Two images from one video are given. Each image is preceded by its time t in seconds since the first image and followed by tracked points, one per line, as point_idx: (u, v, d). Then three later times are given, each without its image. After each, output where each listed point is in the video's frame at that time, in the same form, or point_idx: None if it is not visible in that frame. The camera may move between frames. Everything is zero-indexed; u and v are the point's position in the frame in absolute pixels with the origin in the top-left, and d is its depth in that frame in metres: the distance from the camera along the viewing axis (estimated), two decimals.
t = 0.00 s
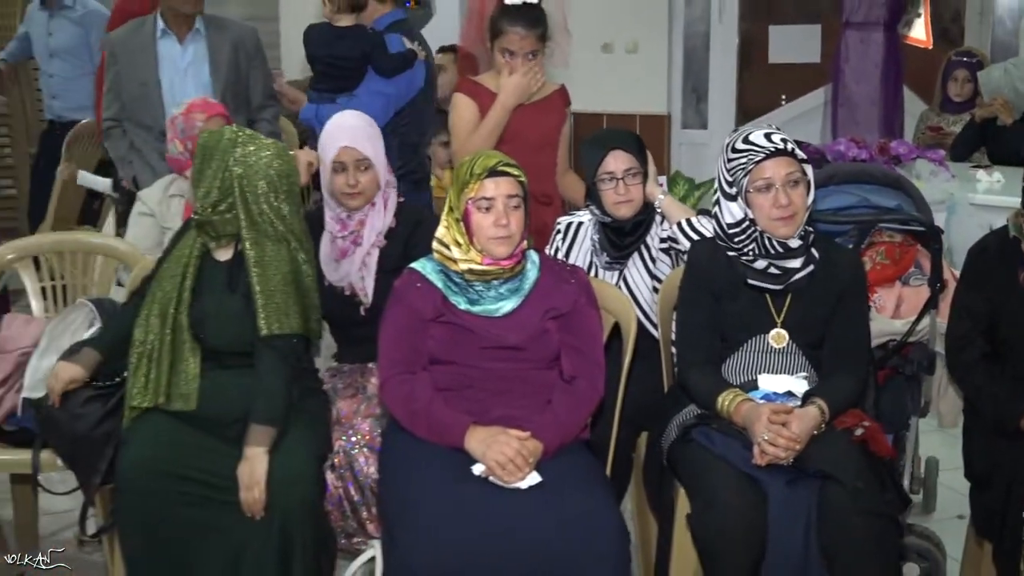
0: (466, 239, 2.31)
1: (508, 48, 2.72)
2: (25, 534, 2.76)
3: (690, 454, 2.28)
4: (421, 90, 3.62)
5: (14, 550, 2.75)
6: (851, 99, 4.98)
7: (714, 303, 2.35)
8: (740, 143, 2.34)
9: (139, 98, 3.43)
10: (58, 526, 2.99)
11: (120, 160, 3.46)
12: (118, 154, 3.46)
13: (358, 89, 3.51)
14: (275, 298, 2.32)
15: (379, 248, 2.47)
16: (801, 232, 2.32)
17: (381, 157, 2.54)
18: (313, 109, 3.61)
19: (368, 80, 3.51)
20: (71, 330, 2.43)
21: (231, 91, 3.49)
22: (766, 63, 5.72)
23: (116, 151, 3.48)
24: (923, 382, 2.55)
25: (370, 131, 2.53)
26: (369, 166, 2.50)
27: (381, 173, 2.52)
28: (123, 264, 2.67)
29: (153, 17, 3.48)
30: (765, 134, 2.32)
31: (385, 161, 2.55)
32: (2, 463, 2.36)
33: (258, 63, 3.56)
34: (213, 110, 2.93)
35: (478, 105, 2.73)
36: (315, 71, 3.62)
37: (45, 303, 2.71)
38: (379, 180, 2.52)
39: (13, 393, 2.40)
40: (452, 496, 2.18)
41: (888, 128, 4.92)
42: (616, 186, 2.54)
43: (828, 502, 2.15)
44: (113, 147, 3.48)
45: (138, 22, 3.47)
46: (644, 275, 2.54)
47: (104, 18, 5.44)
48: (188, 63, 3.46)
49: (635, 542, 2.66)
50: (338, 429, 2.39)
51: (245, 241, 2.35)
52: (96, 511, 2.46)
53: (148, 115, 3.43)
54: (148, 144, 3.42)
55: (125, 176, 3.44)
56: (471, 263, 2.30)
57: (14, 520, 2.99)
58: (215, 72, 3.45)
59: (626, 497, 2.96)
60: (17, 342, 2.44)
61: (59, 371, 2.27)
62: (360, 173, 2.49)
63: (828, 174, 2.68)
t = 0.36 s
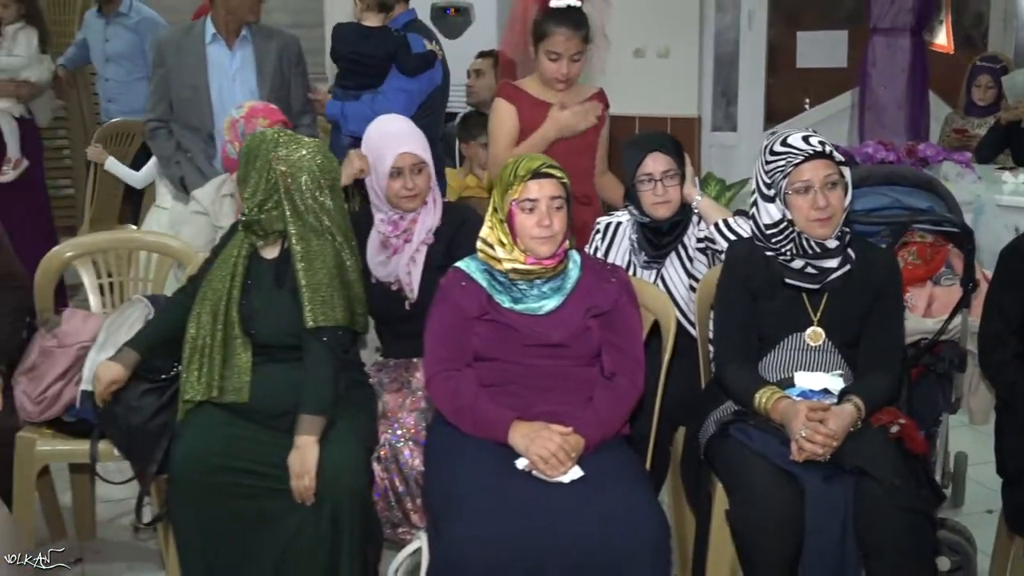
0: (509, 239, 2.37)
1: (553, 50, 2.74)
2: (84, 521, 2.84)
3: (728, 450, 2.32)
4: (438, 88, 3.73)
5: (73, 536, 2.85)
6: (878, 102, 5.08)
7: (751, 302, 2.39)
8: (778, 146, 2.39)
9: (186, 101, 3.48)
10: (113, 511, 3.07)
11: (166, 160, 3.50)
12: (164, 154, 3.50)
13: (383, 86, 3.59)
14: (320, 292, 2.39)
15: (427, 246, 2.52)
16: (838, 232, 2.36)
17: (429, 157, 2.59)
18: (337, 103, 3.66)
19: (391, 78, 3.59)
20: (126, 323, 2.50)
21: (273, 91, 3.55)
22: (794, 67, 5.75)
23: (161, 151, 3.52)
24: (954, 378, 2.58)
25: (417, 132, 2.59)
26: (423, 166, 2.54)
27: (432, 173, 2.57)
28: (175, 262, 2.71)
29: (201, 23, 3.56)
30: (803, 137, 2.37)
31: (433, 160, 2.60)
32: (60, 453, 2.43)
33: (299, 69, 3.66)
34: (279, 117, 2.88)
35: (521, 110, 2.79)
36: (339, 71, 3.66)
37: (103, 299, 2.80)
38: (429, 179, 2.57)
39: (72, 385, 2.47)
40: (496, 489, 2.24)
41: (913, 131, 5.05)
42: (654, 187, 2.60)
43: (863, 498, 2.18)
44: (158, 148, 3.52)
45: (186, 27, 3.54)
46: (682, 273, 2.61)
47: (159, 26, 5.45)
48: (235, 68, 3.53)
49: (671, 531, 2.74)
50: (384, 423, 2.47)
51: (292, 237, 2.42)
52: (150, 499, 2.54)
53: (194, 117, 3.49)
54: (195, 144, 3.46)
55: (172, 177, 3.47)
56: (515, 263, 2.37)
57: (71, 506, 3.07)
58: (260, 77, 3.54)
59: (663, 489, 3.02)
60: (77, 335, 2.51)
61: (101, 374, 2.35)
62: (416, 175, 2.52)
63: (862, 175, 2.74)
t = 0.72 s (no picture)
0: (537, 244, 2.41)
1: (582, 52, 2.80)
2: (120, 519, 2.88)
3: (754, 453, 2.34)
4: (450, 92, 3.75)
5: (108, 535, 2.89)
6: (889, 106, 5.14)
7: (775, 306, 2.41)
8: (803, 151, 2.42)
9: (210, 110, 3.52)
10: (148, 509, 3.10)
11: (191, 167, 3.57)
12: (188, 161, 3.56)
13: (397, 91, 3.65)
14: (347, 295, 2.40)
15: (456, 250, 2.58)
16: (861, 237, 2.39)
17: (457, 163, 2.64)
18: (353, 112, 3.76)
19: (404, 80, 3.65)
20: (160, 326, 2.53)
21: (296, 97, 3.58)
22: (810, 73, 5.87)
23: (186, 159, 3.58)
24: (973, 379, 2.62)
25: (443, 141, 2.63)
26: (452, 174, 2.59)
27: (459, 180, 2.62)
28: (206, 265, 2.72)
29: (226, 32, 3.58)
30: (828, 143, 2.40)
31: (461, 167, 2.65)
32: (96, 453, 2.46)
33: (322, 78, 3.67)
34: (305, 128, 2.89)
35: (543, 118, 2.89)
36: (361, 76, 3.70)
37: (138, 301, 2.80)
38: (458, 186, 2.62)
39: (108, 387, 2.49)
40: (526, 492, 2.27)
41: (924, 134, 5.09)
42: (677, 192, 2.65)
43: (889, 501, 2.20)
44: (183, 155, 3.58)
45: (212, 35, 3.56)
46: (704, 276, 2.67)
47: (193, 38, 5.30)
48: (259, 77, 3.55)
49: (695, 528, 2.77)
50: (413, 424, 2.52)
51: (318, 243, 2.43)
52: (184, 497, 2.58)
53: (219, 125, 3.52)
54: (218, 152, 3.52)
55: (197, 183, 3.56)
56: (543, 268, 2.40)
57: (107, 503, 3.10)
58: (284, 85, 3.57)
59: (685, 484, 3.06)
60: (112, 338, 2.53)
61: (128, 385, 2.38)
62: (445, 182, 2.58)
63: (881, 180, 2.78)
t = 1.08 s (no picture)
0: (557, 248, 2.44)
1: (603, 48, 2.90)
2: (145, 515, 2.91)
3: (772, 455, 2.36)
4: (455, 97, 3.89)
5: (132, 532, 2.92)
6: (893, 111, 5.34)
7: (791, 309, 2.44)
8: (820, 156, 2.45)
9: (245, 112, 3.63)
10: (173, 503, 3.14)
11: (222, 167, 3.64)
12: (220, 162, 3.63)
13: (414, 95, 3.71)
14: (367, 301, 2.42)
15: (475, 253, 2.63)
16: (877, 241, 2.41)
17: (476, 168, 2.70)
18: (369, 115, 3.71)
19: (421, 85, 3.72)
20: (185, 328, 2.55)
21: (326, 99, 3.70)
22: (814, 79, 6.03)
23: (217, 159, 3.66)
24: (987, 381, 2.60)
25: (462, 145, 2.67)
26: (473, 179, 2.65)
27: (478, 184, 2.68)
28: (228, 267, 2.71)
29: (260, 37, 3.70)
30: (845, 148, 2.43)
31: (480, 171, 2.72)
32: (123, 452, 2.48)
33: (349, 85, 3.82)
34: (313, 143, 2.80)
35: (560, 125, 3.00)
36: (380, 83, 3.69)
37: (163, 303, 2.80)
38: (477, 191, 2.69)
39: (134, 387, 2.51)
40: (546, 493, 2.29)
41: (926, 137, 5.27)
42: (693, 197, 2.69)
43: (907, 503, 2.22)
44: (215, 156, 3.66)
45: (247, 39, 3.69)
46: (720, 279, 2.72)
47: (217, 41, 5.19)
48: (293, 81, 3.68)
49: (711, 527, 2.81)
50: (433, 424, 2.56)
51: (338, 249, 2.45)
52: (208, 495, 2.62)
53: (253, 127, 3.62)
54: (251, 153, 3.61)
55: (228, 184, 3.63)
56: (562, 272, 2.43)
57: (133, 498, 3.13)
58: (316, 89, 3.70)
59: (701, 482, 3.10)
60: (139, 339, 2.55)
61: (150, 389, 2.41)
62: (466, 187, 2.63)
63: (892, 184, 2.81)
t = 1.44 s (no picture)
0: (574, 252, 2.49)
1: (620, 52, 3.01)
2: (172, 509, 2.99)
3: (785, 455, 2.42)
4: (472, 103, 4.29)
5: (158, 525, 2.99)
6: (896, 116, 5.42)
7: (803, 312, 2.49)
8: (832, 163, 2.52)
9: (269, 121, 3.77)
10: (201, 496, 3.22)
11: (245, 174, 3.78)
12: (243, 168, 3.77)
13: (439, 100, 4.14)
14: (391, 306, 2.49)
15: (494, 255, 2.71)
16: (888, 245, 2.48)
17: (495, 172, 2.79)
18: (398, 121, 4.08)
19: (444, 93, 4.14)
20: (212, 329, 2.63)
21: (348, 107, 3.92)
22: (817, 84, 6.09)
23: (239, 165, 3.80)
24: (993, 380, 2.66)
25: (481, 150, 2.75)
26: (491, 183, 2.73)
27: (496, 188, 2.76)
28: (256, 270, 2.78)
29: (282, 46, 3.83)
30: (856, 154, 2.50)
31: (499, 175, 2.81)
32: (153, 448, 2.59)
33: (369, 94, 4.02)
34: (329, 148, 2.75)
35: (574, 132, 3.11)
36: (406, 89, 4.11)
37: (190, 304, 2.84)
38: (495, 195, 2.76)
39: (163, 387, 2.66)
40: (565, 493, 2.34)
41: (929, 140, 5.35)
42: (705, 202, 2.76)
43: (919, 503, 2.27)
44: (236, 163, 3.79)
45: (269, 49, 3.80)
46: (732, 282, 2.77)
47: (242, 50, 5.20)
48: (317, 92, 3.85)
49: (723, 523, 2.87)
50: (453, 422, 2.62)
51: (364, 256, 2.53)
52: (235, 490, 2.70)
53: (278, 136, 3.77)
54: (276, 160, 3.76)
55: (253, 190, 3.78)
56: (579, 275, 2.48)
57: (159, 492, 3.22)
58: (339, 99, 3.89)
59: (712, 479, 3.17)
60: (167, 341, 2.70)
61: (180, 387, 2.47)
62: (484, 190, 2.71)
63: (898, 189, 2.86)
